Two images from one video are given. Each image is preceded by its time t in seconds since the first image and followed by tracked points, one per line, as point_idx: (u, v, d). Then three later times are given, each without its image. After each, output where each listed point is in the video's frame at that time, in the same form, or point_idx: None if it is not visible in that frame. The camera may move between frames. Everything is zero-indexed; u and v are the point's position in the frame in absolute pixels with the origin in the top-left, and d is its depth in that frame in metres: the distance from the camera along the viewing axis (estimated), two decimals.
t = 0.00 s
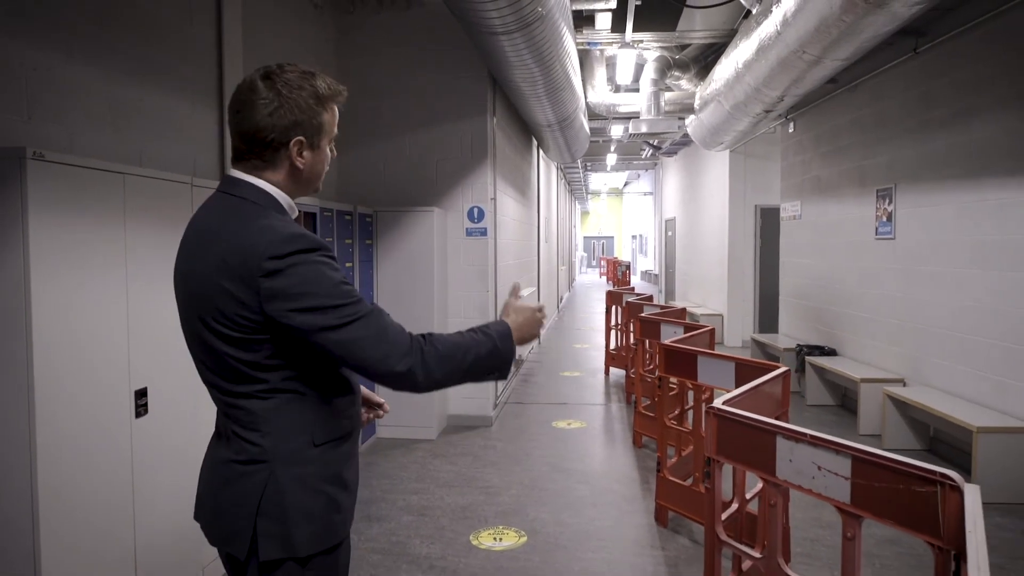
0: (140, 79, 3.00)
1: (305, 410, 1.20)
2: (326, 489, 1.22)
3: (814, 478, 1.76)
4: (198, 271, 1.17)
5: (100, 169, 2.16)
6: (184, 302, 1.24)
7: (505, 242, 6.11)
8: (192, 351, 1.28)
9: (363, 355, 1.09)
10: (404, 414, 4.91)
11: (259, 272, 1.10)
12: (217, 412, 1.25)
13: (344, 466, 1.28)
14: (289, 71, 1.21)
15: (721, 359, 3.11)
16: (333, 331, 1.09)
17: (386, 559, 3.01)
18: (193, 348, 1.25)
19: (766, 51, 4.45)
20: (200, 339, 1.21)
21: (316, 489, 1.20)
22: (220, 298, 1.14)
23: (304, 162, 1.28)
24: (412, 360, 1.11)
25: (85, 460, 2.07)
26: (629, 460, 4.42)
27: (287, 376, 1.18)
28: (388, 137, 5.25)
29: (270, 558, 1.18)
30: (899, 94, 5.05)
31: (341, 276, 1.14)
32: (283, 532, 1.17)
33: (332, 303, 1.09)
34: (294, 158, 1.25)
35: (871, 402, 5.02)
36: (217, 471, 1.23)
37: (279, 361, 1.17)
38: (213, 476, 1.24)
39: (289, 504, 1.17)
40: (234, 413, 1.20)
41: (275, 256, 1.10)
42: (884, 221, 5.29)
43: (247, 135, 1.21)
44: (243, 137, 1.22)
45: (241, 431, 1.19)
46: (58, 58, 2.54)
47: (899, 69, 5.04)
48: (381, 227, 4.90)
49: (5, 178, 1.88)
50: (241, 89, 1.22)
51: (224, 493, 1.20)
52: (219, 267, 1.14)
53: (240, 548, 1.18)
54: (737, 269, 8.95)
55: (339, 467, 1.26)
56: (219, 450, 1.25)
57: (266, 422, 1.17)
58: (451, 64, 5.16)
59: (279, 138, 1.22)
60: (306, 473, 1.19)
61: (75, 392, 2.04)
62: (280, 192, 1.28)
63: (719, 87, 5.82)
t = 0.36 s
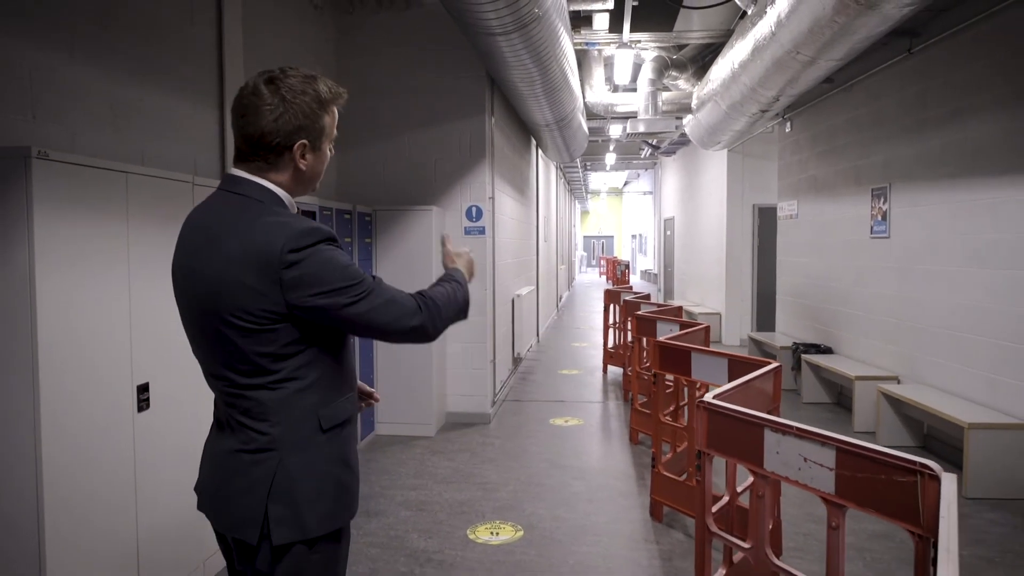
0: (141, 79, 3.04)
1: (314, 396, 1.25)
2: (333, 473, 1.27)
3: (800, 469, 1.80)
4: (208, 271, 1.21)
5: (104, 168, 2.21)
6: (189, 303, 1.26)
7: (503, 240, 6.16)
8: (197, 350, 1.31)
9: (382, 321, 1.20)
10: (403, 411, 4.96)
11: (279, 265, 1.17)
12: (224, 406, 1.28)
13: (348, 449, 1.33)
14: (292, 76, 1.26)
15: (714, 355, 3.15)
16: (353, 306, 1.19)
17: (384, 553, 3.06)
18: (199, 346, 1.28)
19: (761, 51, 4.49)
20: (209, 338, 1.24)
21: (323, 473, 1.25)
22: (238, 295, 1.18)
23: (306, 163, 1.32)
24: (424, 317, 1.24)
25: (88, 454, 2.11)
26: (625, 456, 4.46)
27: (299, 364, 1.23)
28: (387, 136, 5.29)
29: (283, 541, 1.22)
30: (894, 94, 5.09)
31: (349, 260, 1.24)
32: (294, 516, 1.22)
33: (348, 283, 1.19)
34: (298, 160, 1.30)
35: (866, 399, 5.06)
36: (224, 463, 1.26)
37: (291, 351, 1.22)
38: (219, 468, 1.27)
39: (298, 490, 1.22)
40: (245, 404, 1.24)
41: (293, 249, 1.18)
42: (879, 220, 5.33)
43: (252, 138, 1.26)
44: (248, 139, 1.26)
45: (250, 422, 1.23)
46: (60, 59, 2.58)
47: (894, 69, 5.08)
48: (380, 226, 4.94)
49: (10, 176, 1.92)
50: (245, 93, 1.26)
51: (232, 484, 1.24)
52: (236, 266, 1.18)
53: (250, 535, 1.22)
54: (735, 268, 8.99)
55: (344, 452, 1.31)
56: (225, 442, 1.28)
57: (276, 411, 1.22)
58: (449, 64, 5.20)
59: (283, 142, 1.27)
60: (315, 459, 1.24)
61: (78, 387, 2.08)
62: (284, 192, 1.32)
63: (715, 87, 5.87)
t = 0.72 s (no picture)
0: (145, 80, 3.10)
1: (320, 381, 1.32)
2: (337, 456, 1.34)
3: (786, 460, 1.86)
4: (220, 267, 1.26)
5: (111, 168, 2.27)
6: (198, 298, 1.31)
7: (502, 239, 6.22)
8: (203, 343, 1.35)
9: (386, 300, 1.32)
10: (403, 408, 5.02)
11: (292, 258, 1.24)
12: (231, 395, 1.33)
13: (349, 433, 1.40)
14: (302, 84, 1.32)
15: (708, 352, 3.21)
16: (362, 289, 1.29)
17: (383, 545, 3.12)
18: (206, 338, 1.33)
19: (756, 53, 4.55)
20: (218, 330, 1.29)
21: (328, 454, 1.32)
22: (250, 290, 1.24)
23: (313, 166, 1.38)
24: (417, 291, 1.38)
25: (95, 446, 2.18)
26: (622, 452, 4.52)
27: (305, 352, 1.30)
28: (387, 137, 5.35)
29: (290, 520, 1.28)
30: (889, 95, 5.14)
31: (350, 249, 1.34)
32: (301, 495, 1.29)
33: (355, 270, 1.29)
34: (304, 163, 1.36)
35: (860, 397, 5.12)
36: (231, 449, 1.32)
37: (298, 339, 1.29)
38: (226, 453, 1.33)
39: (304, 471, 1.29)
40: (253, 393, 1.29)
41: (304, 242, 1.26)
42: (874, 219, 5.39)
43: (262, 141, 1.31)
44: (259, 142, 1.32)
45: (258, 409, 1.29)
46: (67, 61, 2.65)
47: (889, 71, 5.14)
48: (380, 225, 5.00)
49: (21, 176, 1.98)
50: (257, 98, 1.32)
51: (239, 468, 1.30)
52: (248, 262, 1.24)
53: (258, 516, 1.28)
54: (733, 267, 9.05)
55: (346, 435, 1.38)
56: (230, 430, 1.34)
57: (284, 396, 1.28)
58: (448, 65, 5.26)
59: (291, 145, 1.32)
60: (319, 439, 1.31)
61: (87, 380, 2.15)
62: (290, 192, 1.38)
63: (712, 88, 5.93)
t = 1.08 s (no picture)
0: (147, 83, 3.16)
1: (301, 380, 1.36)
2: (319, 451, 1.38)
3: (771, 452, 1.92)
4: (211, 254, 1.35)
5: (115, 168, 2.33)
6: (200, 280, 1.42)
7: (501, 239, 6.28)
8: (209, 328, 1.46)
9: (332, 338, 1.27)
10: (402, 406, 5.07)
11: (258, 254, 1.28)
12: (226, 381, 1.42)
13: (335, 429, 1.43)
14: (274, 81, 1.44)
15: (700, 349, 3.27)
16: (314, 310, 1.27)
17: (382, 539, 3.18)
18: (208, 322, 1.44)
19: (751, 55, 4.60)
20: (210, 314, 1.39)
21: (307, 448, 1.36)
22: (225, 280, 1.31)
23: (274, 152, 1.42)
24: (369, 357, 1.29)
25: (100, 440, 2.23)
26: (618, 449, 4.58)
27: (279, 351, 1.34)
28: (386, 137, 5.41)
29: (269, 508, 1.33)
30: (883, 95, 5.20)
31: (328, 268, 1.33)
32: (281, 485, 1.33)
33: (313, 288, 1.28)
34: (262, 147, 1.41)
35: (855, 395, 5.17)
36: (223, 435, 1.40)
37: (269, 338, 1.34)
38: (219, 440, 1.41)
39: (283, 463, 1.33)
40: (238, 381, 1.37)
41: (274, 242, 1.29)
42: (868, 219, 5.44)
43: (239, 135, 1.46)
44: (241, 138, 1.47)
45: (243, 397, 1.36)
46: (72, 64, 2.70)
47: (882, 72, 5.20)
48: (379, 225, 5.06)
49: (29, 176, 2.04)
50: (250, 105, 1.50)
51: (229, 454, 1.37)
52: (229, 253, 1.31)
53: (241, 500, 1.34)
54: (731, 266, 9.10)
55: (329, 432, 1.41)
56: (224, 417, 1.41)
57: (264, 388, 1.34)
58: (447, 66, 5.32)
59: (251, 131, 1.42)
60: (292, 437, 1.35)
61: (93, 375, 2.21)
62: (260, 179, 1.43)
63: (708, 89, 5.98)
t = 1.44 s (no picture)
0: (149, 85, 3.21)
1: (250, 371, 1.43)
2: (262, 440, 1.42)
3: (759, 447, 1.97)
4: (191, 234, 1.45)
5: (119, 169, 2.38)
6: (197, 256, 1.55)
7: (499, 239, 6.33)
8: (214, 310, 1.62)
9: (217, 340, 1.28)
10: (401, 405, 5.12)
11: (200, 240, 1.35)
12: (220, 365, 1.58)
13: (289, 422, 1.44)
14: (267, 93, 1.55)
15: (693, 347, 3.32)
16: (214, 306, 1.29)
17: (380, 534, 3.23)
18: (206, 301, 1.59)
19: (746, 57, 4.65)
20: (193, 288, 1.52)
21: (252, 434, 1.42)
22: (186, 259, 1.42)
23: (254, 153, 1.51)
24: (241, 371, 1.28)
25: (105, 436, 2.29)
26: (615, 447, 4.63)
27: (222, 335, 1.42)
28: (386, 138, 5.46)
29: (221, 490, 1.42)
30: (878, 97, 5.25)
31: (263, 275, 1.34)
32: (229, 468, 1.42)
33: (221, 285, 1.29)
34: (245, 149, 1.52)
35: (850, 394, 5.22)
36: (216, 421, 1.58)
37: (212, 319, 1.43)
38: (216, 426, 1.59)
39: (231, 448, 1.43)
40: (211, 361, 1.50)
41: (215, 234, 1.34)
42: (863, 219, 5.49)
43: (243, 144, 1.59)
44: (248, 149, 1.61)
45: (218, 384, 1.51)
46: (75, 67, 2.76)
47: (877, 73, 5.25)
48: (378, 225, 5.11)
49: (36, 177, 2.10)
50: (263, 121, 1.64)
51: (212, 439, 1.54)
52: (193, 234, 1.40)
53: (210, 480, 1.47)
54: (729, 266, 9.15)
55: (278, 423, 1.43)
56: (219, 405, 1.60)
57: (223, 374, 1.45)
58: (445, 67, 5.37)
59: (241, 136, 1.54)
60: (242, 426, 1.43)
61: (97, 371, 2.26)
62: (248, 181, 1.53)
63: (705, 91, 6.04)
